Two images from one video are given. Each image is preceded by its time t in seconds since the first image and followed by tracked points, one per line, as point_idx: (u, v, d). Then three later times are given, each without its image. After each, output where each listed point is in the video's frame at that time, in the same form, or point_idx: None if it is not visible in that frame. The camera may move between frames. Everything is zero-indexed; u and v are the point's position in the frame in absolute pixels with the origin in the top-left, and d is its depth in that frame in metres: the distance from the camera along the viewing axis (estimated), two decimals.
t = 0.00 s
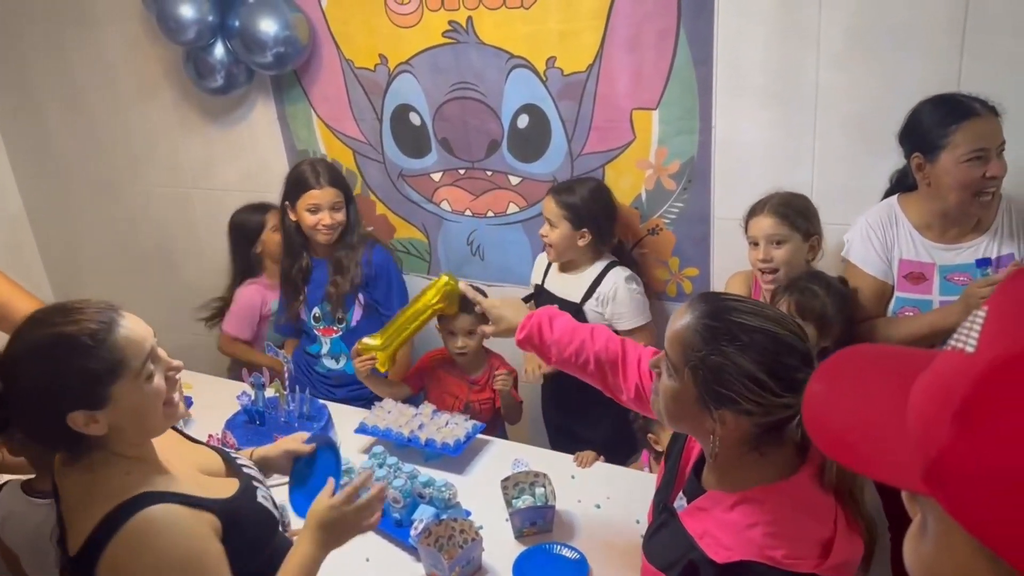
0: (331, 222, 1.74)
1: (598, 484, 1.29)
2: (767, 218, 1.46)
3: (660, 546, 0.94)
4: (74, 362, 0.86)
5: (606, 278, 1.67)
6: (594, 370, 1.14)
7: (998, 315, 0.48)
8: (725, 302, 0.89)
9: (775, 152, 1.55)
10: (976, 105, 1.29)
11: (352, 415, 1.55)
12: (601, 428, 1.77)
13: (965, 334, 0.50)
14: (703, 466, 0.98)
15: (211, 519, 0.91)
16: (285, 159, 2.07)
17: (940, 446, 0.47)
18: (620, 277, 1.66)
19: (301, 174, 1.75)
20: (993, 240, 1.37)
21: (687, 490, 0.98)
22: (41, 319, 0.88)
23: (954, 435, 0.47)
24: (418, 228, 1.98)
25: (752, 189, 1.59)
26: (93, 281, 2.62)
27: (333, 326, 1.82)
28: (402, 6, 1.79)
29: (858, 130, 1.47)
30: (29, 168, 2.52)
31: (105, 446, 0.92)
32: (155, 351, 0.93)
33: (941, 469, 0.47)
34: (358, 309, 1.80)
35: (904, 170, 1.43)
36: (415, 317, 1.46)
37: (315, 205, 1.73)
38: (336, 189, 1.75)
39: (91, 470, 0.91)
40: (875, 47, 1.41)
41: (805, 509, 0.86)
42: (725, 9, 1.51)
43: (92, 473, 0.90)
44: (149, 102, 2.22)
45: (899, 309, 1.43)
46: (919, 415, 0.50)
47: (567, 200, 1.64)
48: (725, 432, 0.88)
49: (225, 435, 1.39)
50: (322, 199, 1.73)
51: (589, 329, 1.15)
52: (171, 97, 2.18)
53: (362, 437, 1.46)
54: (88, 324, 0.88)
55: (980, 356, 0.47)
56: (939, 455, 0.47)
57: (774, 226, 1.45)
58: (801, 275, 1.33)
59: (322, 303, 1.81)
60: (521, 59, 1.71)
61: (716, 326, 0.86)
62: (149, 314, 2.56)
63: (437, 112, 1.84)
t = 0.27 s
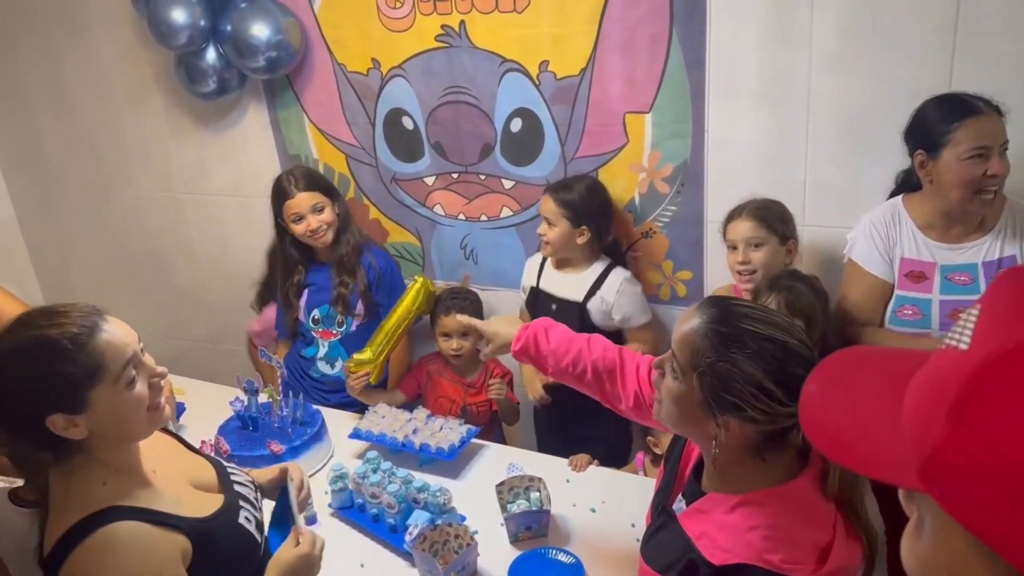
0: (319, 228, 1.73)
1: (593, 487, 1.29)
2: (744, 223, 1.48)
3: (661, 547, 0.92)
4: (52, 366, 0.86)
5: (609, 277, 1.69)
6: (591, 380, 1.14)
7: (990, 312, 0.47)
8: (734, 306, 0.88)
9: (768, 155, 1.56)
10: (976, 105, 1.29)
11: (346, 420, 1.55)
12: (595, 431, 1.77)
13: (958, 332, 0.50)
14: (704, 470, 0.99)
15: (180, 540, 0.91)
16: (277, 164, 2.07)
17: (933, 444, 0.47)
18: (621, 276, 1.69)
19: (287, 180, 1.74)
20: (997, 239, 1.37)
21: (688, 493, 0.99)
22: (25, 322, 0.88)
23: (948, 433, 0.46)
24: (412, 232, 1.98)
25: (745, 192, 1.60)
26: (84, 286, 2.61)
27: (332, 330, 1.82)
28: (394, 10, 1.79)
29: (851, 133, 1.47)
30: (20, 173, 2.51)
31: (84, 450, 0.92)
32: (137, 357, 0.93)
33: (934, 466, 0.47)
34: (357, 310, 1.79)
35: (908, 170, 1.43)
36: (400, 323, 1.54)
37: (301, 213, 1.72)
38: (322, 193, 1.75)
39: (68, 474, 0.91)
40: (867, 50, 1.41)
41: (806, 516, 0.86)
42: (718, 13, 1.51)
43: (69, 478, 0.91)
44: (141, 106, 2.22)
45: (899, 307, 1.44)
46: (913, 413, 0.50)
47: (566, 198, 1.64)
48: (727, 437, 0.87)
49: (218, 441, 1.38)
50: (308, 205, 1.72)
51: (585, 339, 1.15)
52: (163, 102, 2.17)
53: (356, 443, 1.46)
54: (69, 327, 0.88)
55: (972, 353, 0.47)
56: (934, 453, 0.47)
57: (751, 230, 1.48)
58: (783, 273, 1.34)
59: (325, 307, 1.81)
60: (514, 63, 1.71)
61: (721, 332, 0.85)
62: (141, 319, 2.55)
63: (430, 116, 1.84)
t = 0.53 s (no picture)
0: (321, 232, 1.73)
1: (589, 490, 1.29)
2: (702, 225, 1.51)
3: (661, 547, 0.94)
4: (42, 359, 0.86)
5: (606, 270, 1.71)
6: (601, 380, 1.13)
7: (975, 309, 0.48)
8: (732, 309, 0.88)
9: (760, 158, 1.56)
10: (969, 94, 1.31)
11: (340, 424, 1.55)
12: (590, 434, 1.78)
13: (943, 330, 0.50)
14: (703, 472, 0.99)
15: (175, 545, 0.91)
16: (270, 169, 2.07)
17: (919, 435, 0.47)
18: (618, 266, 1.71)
19: (290, 180, 1.73)
20: (1010, 235, 1.39)
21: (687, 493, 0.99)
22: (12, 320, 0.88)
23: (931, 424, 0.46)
24: (405, 236, 1.98)
25: (737, 195, 1.60)
26: (76, 293, 2.60)
27: (317, 327, 1.82)
28: (387, 15, 1.79)
29: (842, 137, 1.48)
30: (12, 179, 2.50)
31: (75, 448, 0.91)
32: (125, 351, 0.94)
33: (920, 457, 0.47)
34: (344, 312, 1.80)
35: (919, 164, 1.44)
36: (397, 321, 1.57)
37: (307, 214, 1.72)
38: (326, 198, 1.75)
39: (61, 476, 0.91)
40: (857, 54, 1.42)
41: (800, 519, 0.86)
42: (709, 17, 1.52)
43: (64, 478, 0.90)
44: (133, 112, 2.22)
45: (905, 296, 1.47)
46: (898, 408, 0.50)
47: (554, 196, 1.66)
48: (722, 436, 0.88)
49: (211, 446, 1.38)
50: (314, 209, 1.72)
51: (595, 339, 1.15)
52: (156, 107, 2.17)
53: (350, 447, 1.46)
54: (56, 323, 0.88)
55: (956, 347, 0.47)
56: (920, 447, 0.47)
57: (709, 232, 1.51)
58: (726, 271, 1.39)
59: (307, 306, 1.81)
60: (507, 68, 1.72)
61: (716, 333, 0.86)
62: (134, 325, 2.55)
63: (423, 121, 1.84)
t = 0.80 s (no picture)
0: (303, 241, 1.72)
1: (581, 499, 1.28)
2: (666, 232, 1.53)
3: (660, 552, 0.95)
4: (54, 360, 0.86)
5: (588, 298, 1.72)
6: (616, 395, 1.13)
7: (963, 324, 0.46)
8: (725, 313, 0.89)
9: (750, 165, 1.57)
10: (959, 107, 1.26)
11: (331, 434, 1.54)
12: (582, 442, 1.77)
13: (928, 346, 0.48)
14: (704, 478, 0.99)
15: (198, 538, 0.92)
16: (261, 177, 2.07)
17: (909, 451, 0.45)
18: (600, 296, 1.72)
19: (272, 195, 1.73)
20: None
21: (687, 499, 0.99)
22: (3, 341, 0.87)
23: (922, 440, 0.44)
24: (396, 245, 1.98)
25: (728, 202, 1.61)
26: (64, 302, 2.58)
27: (311, 346, 1.80)
28: (377, 24, 1.79)
29: (831, 144, 1.49)
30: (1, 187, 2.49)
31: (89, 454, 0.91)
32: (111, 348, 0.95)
33: (911, 474, 0.45)
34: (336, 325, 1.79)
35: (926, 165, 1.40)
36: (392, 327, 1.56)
37: (287, 226, 1.71)
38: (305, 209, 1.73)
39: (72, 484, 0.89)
40: (846, 63, 1.43)
41: (797, 528, 0.86)
42: (699, 26, 1.52)
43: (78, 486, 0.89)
44: (123, 121, 2.21)
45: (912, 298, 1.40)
46: (886, 424, 0.48)
47: (533, 228, 1.68)
48: (716, 441, 0.88)
49: (202, 457, 1.38)
50: (293, 220, 1.71)
51: (609, 355, 1.15)
52: (145, 115, 2.16)
53: (342, 457, 1.45)
54: (50, 328, 0.89)
55: (945, 362, 0.45)
56: (911, 461, 0.45)
57: (674, 239, 1.52)
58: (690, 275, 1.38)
59: (300, 323, 1.79)
60: (498, 76, 1.72)
61: (710, 337, 0.86)
62: (122, 334, 2.54)
63: (414, 129, 1.84)
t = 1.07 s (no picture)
0: (289, 244, 1.72)
1: (573, 501, 1.29)
2: (671, 219, 1.52)
3: (657, 543, 0.94)
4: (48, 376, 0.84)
5: (559, 283, 1.70)
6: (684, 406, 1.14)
7: (936, 323, 0.45)
8: (727, 305, 0.89)
9: (739, 168, 1.58)
10: (958, 111, 1.28)
11: (323, 438, 1.54)
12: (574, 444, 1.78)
13: (903, 347, 0.48)
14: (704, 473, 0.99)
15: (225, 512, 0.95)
16: (251, 181, 2.06)
17: (887, 453, 0.44)
18: (571, 281, 1.70)
19: (258, 196, 1.73)
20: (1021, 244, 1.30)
21: (688, 490, 1.00)
22: None
23: (899, 443, 0.43)
24: (387, 249, 1.98)
25: (717, 204, 1.61)
26: (52, 307, 2.57)
27: (302, 348, 1.79)
28: (367, 28, 1.79)
29: (819, 147, 1.50)
30: None
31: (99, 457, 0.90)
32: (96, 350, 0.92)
33: (891, 477, 0.44)
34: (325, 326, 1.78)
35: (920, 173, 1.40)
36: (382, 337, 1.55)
37: (273, 227, 1.71)
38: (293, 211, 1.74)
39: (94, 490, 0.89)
40: (833, 66, 1.44)
41: (792, 526, 0.86)
42: (687, 29, 1.53)
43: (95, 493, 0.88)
44: (113, 126, 2.20)
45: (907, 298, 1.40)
46: (863, 426, 0.47)
47: (510, 214, 1.67)
48: (714, 429, 0.88)
49: (193, 461, 1.38)
50: (280, 221, 1.71)
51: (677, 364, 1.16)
52: (135, 120, 2.16)
53: (334, 461, 1.45)
54: (37, 339, 0.86)
55: (919, 365, 0.44)
56: (893, 463, 0.44)
57: (681, 227, 1.51)
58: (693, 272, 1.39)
59: (292, 326, 1.78)
60: (488, 80, 1.72)
61: (709, 326, 0.87)
62: (112, 339, 2.53)
63: (404, 133, 1.84)
